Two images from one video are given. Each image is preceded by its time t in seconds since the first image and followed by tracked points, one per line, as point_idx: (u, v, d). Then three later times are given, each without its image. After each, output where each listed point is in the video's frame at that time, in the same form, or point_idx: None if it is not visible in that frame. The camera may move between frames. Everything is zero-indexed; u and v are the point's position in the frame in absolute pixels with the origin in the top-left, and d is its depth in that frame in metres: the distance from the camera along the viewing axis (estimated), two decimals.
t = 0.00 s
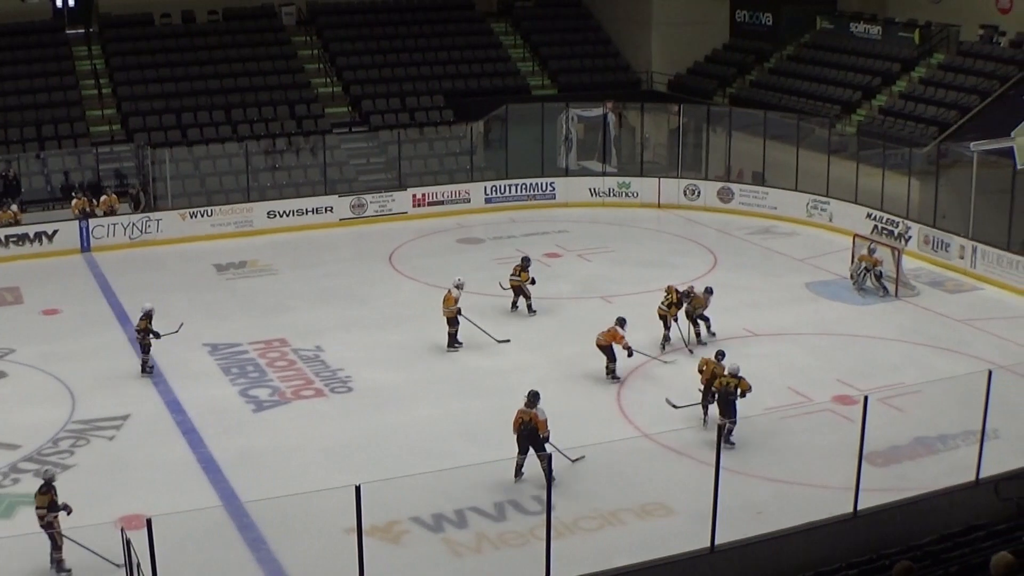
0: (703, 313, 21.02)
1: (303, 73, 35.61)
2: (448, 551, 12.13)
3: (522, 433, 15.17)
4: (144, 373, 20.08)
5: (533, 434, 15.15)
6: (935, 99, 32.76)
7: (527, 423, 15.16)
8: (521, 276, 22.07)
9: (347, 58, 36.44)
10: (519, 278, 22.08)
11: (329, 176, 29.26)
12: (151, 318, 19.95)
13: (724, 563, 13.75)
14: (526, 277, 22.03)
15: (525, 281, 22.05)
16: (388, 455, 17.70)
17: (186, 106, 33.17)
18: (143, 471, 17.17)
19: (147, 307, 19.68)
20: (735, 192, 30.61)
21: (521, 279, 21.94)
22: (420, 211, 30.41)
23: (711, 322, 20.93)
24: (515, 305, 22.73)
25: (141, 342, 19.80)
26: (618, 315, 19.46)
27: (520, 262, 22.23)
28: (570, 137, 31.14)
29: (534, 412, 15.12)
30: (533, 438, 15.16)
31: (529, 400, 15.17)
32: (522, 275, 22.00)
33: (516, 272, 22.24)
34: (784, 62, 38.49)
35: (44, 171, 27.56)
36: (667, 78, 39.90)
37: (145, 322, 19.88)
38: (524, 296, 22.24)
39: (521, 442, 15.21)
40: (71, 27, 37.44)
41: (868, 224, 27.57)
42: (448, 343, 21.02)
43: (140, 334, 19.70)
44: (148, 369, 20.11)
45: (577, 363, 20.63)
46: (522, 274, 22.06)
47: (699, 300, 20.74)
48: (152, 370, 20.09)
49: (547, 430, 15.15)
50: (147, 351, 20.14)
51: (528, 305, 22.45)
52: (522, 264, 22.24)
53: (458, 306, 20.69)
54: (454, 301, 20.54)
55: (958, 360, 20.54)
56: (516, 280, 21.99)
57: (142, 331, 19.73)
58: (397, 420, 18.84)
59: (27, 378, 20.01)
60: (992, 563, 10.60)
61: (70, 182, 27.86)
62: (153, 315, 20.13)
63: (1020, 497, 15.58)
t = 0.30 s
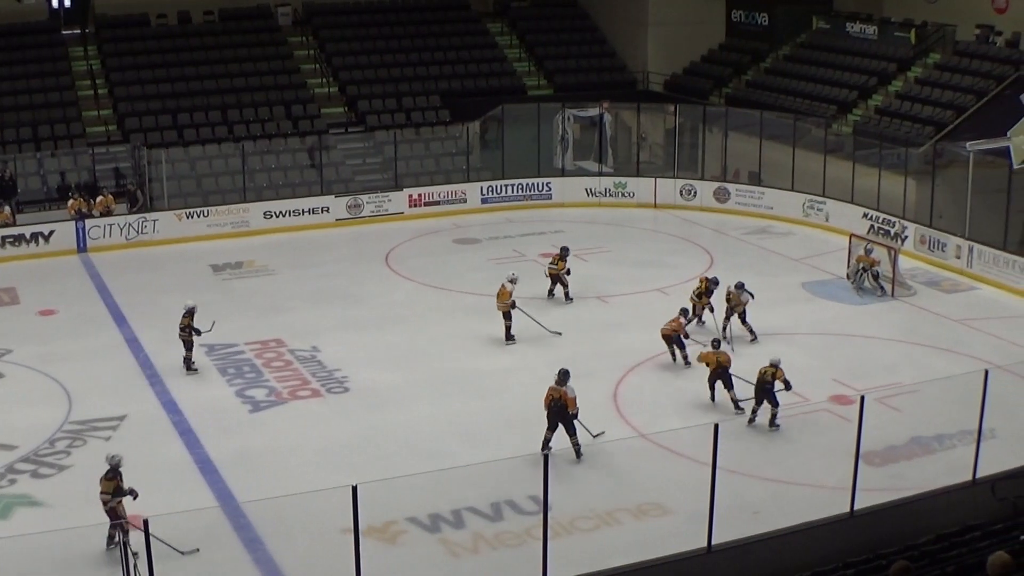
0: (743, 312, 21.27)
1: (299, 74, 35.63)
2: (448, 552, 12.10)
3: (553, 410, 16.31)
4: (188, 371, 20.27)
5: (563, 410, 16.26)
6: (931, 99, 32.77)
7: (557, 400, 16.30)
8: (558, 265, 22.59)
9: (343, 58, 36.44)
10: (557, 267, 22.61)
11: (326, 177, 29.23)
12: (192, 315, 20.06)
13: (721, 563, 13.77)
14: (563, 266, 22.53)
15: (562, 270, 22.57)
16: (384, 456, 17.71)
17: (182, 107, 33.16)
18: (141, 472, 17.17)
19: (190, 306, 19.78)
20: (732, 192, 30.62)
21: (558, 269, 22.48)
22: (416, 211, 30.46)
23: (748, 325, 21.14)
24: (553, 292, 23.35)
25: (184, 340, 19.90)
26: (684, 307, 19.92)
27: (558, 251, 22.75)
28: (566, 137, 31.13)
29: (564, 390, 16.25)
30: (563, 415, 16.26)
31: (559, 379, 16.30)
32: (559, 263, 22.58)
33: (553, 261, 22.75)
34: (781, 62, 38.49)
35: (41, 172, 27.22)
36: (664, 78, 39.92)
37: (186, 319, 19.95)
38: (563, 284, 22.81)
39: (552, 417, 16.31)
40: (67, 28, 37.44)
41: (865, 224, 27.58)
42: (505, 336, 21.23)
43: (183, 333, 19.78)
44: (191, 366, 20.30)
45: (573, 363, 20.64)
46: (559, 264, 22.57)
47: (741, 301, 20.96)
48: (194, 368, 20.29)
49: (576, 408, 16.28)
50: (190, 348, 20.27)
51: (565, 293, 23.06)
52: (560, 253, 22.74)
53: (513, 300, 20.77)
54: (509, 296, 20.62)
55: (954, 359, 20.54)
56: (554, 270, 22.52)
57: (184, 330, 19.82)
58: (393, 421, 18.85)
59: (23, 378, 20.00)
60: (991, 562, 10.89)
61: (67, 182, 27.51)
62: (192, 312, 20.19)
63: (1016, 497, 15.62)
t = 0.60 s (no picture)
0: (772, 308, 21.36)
1: (298, 73, 35.65)
2: (447, 552, 12.12)
3: (580, 388, 17.28)
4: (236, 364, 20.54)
5: (588, 389, 17.24)
6: (930, 99, 32.78)
7: (585, 379, 17.25)
8: (597, 254, 23.35)
9: (343, 58, 36.44)
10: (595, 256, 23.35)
11: (325, 177, 29.18)
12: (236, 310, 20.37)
13: (721, 563, 13.77)
14: (601, 256, 23.27)
15: (600, 259, 23.34)
16: (385, 455, 17.71)
17: (182, 106, 33.16)
18: (140, 472, 17.15)
19: (233, 300, 20.12)
20: (732, 192, 30.60)
21: (597, 258, 23.24)
22: (415, 211, 30.45)
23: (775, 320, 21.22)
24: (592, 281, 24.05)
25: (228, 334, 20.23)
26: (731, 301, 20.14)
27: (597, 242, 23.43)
28: (566, 137, 31.15)
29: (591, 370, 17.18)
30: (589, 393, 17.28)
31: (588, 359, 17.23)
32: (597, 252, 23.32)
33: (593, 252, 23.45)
34: (780, 62, 38.50)
35: (40, 171, 27.21)
36: (663, 78, 39.89)
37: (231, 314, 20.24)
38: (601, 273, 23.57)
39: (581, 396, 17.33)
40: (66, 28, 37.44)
41: (864, 224, 27.58)
42: (557, 328, 21.61)
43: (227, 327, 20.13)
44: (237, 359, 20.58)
45: (573, 363, 20.64)
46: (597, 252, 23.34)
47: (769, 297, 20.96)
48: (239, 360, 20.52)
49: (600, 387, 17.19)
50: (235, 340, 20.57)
51: (601, 281, 23.76)
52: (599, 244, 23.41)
53: (566, 294, 21.29)
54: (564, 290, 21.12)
55: (954, 359, 20.56)
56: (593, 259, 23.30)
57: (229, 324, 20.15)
58: (393, 421, 18.84)
59: (22, 379, 20.00)
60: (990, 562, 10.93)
61: (67, 182, 27.58)
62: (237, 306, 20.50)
63: (1015, 497, 15.64)
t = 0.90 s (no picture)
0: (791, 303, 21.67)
1: (295, 74, 35.65)
2: (443, 551, 12.05)
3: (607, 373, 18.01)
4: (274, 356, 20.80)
5: (615, 375, 17.89)
6: (927, 98, 32.80)
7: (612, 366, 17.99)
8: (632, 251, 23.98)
9: (339, 58, 36.43)
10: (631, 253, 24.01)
11: (321, 177, 29.16)
12: (268, 305, 20.59)
13: (718, 562, 13.78)
14: (636, 252, 23.90)
15: (635, 255, 23.95)
16: (382, 455, 17.72)
17: (179, 106, 33.17)
18: (137, 472, 17.16)
19: (263, 296, 20.35)
20: (729, 191, 30.61)
21: (632, 254, 23.86)
22: (412, 211, 30.42)
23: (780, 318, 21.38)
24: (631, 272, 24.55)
25: (262, 329, 20.48)
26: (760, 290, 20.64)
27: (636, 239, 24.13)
28: (563, 136, 31.24)
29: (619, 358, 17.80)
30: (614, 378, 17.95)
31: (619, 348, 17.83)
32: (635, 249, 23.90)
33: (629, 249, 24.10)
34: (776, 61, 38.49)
35: (37, 171, 27.00)
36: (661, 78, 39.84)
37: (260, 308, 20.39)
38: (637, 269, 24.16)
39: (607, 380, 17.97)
40: (62, 28, 37.41)
41: (861, 224, 27.60)
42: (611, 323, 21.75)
43: (259, 322, 20.37)
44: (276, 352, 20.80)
45: (570, 363, 20.64)
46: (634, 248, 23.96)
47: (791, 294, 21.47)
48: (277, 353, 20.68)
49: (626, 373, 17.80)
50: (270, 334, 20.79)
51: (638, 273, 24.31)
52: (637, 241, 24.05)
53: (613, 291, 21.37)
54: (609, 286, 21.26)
55: (951, 358, 20.59)
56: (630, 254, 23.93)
57: (261, 319, 20.39)
58: (390, 421, 18.85)
59: (19, 379, 19.99)
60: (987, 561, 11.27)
61: (64, 182, 27.25)
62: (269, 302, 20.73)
63: (1012, 496, 15.67)
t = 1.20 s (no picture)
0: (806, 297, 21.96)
1: (286, 74, 35.61)
2: (434, 551, 12.10)
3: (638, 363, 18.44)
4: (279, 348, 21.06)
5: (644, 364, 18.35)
6: (917, 97, 32.80)
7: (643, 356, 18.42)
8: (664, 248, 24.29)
9: (329, 58, 36.40)
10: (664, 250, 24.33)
11: (312, 177, 29.19)
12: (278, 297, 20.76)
13: (709, 562, 13.81)
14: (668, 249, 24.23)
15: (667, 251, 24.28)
16: (374, 455, 17.74)
17: (170, 107, 33.12)
18: (128, 473, 17.15)
19: (272, 287, 20.43)
20: (719, 190, 30.61)
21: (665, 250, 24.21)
22: (403, 211, 30.41)
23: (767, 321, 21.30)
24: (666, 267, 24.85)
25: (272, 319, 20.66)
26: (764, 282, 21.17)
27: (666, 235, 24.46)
28: (553, 136, 31.17)
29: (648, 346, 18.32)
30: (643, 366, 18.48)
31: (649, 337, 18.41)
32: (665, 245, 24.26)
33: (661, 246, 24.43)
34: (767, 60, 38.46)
35: (28, 172, 26.87)
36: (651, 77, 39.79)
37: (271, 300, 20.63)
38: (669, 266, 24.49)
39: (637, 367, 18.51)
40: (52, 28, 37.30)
41: (852, 223, 27.67)
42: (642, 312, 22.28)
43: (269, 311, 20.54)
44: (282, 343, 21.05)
45: (562, 362, 20.64)
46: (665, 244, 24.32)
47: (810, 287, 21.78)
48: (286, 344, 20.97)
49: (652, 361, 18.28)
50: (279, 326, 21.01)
51: (670, 267, 24.62)
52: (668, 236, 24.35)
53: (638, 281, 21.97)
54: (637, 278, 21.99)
55: (942, 357, 20.59)
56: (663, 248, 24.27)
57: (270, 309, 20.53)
58: (381, 421, 18.84)
59: (11, 380, 19.97)
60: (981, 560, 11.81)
61: (55, 183, 27.22)
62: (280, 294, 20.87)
63: (1003, 495, 15.73)
